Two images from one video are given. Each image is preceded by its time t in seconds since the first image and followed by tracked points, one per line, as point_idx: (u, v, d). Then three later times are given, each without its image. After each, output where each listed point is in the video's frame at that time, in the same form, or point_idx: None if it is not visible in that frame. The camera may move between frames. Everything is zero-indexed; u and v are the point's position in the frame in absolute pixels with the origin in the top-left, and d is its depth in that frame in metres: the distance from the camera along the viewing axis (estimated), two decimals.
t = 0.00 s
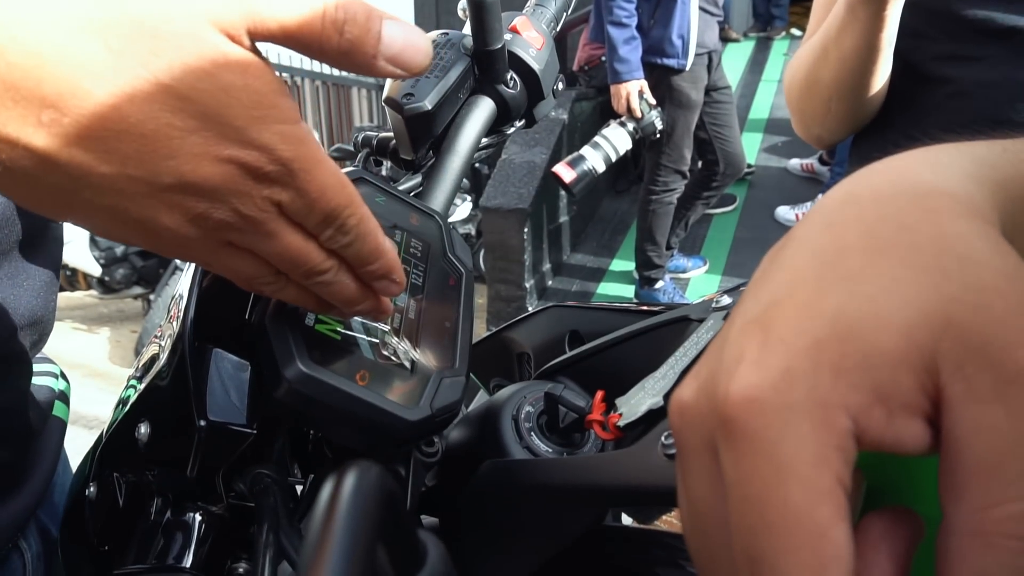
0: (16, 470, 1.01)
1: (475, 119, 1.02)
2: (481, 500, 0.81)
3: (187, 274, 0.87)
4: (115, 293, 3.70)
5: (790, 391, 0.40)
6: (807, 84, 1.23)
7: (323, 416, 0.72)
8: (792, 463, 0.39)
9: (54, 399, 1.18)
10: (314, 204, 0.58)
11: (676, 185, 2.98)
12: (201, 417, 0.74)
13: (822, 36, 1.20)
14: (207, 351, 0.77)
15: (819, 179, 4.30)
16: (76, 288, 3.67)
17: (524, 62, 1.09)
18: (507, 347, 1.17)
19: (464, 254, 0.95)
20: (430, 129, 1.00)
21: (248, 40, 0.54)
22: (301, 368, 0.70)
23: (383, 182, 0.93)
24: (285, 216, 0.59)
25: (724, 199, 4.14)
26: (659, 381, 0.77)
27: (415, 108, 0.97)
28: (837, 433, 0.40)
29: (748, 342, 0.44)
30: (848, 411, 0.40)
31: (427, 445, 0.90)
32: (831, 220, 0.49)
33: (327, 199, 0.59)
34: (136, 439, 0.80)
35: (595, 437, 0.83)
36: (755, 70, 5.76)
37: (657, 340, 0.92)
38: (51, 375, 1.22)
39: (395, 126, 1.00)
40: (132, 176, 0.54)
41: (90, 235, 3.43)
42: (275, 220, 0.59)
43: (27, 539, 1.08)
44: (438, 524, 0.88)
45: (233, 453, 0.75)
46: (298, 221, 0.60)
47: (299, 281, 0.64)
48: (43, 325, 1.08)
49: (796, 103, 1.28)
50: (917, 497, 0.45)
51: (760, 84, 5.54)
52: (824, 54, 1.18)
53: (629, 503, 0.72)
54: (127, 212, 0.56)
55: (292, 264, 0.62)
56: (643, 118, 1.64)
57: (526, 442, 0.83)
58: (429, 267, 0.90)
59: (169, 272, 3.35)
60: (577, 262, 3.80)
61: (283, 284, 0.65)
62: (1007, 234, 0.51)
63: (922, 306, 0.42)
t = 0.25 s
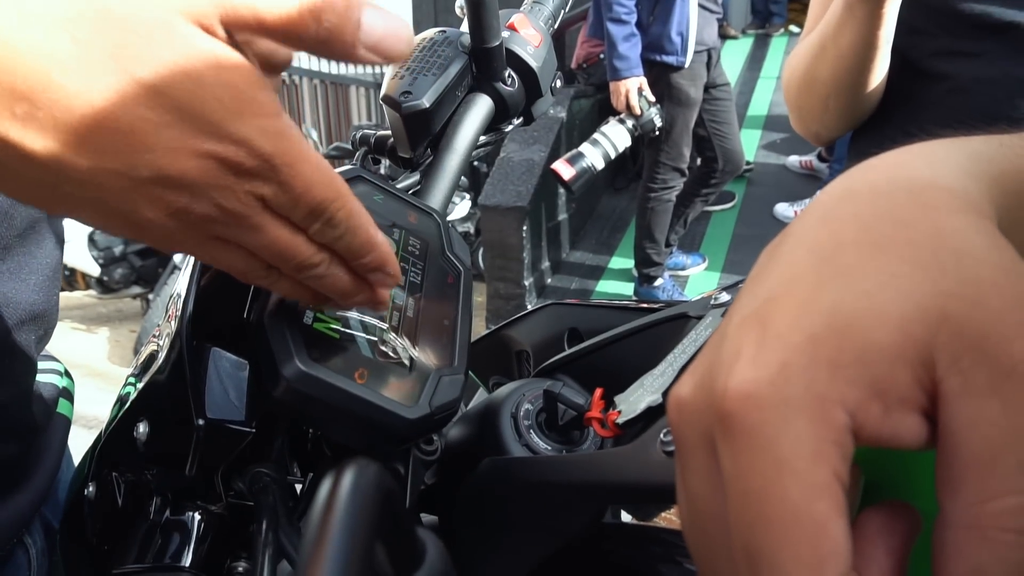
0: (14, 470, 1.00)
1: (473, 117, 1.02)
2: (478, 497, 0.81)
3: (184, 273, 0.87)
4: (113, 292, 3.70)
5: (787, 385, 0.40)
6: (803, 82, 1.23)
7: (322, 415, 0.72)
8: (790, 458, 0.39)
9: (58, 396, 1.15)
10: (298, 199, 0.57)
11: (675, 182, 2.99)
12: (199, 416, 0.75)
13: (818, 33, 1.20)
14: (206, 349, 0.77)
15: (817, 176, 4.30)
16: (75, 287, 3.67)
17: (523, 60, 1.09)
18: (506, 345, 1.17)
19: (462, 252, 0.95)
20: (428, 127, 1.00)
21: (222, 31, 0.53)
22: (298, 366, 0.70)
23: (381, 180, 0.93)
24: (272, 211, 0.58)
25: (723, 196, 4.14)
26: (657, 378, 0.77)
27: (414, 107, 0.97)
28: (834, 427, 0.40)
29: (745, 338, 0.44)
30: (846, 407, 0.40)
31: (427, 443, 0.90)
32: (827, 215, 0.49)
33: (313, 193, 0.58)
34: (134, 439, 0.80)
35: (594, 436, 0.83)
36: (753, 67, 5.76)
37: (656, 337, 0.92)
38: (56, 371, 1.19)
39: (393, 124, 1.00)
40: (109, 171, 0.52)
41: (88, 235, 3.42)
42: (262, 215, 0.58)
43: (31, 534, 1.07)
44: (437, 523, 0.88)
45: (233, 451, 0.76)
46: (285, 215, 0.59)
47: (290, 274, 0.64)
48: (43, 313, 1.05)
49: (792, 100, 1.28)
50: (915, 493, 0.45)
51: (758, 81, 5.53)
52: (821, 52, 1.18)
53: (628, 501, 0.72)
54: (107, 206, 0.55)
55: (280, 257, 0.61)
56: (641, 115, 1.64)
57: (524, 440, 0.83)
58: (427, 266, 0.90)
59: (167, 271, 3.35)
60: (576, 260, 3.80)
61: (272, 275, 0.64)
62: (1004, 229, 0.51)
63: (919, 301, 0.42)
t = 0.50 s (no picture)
0: (11, 468, 0.99)
1: (469, 115, 1.03)
2: (476, 495, 0.81)
3: (179, 271, 0.87)
4: (110, 291, 3.70)
5: (776, 378, 0.40)
6: (794, 76, 1.24)
7: (318, 412, 0.71)
8: (777, 451, 0.39)
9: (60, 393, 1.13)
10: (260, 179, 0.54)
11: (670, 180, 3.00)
12: (195, 416, 0.73)
13: (808, 27, 1.21)
14: (203, 348, 0.77)
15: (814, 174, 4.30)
16: (72, 286, 3.67)
17: (518, 57, 1.09)
18: (503, 343, 1.17)
19: (458, 250, 0.95)
20: (424, 124, 0.99)
21: None
22: (293, 364, 0.69)
23: (376, 178, 0.93)
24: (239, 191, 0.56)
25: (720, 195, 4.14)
26: (654, 376, 0.78)
27: (409, 104, 0.97)
28: (821, 421, 0.40)
29: (734, 331, 0.44)
30: (831, 399, 0.40)
31: (422, 441, 0.89)
32: (819, 207, 0.47)
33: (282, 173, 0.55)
34: (127, 437, 0.80)
35: (590, 433, 0.82)
36: (750, 66, 5.76)
37: (652, 334, 0.92)
38: (58, 369, 1.18)
39: (388, 122, 1.00)
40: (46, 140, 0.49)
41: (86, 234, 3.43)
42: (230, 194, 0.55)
43: (32, 531, 1.04)
44: (433, 520, 0.88)
45: (227, 450, 0.75)
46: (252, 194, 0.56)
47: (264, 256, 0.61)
48: (51, 314, 1.02)
49: (784, 94, 1.29)
50: (905, 486, 0.45)
51: (756, 80, 5.54)
52: (811, 47, 1.19)
53: (623, 498, 0.72)
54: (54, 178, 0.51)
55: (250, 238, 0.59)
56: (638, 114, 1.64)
57: (521, 438, 0.83)
58: (423, 263, 0.90)
59: (165, 270, 3.35)
60: (573, 259, 3.80)
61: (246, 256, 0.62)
62: (998, 223, 0.50)
63: (904, 290, 0.41)
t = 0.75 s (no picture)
0: (10, 469, 0.99)
1: (469, 114, 1.03)
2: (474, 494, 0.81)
3: (179, 270, 0.87)
4: (109, 289, 3.70)
5: (767, 378, 0.40)
6: (794, 74, 1.24)
7: (318, 411, 0.71)
8: (768, 450, 0.39)
9: (60, 392, 1.13)
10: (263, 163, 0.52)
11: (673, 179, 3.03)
12: (194, 414, 0.74)
13: (809, 26, 1.21)
14: (202, 347, 0.78)
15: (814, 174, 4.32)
16: (71, 285, 3.67)
17: (518, 56, 1.09)
18: (502, 342, 1.17)
19: (458, 249, 0.95)
20: (423, 123, 1.00)
21: None
22: (292, 362, 0.69)
23: (376, 177, 0.93)
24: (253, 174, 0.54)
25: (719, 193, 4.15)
26: (652, 375, 0.79)
27: (408, 103, 0.97)
28: (812, 419, 0.40)
29: (727, 330, 0.43)
30: (822, 398, 0.40)
31: (422, 441, 0.91)
32: (811, 208, 0.47)
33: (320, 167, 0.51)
34: (127, 436, 0.80)
35: (590, 432, 0.82)
36: (750, 65, 5.77)
37: (651, 334, 0.92)
38: (58, 369, 1.17)
39: (387, 120, 1.00)
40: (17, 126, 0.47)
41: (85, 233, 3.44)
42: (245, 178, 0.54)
43: (31, 532, 1.03)
44: (433, 520, 0.87)
45: (227, 448, 0.75)
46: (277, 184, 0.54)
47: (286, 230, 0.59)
48: (48, 314, 1.01)
49: (784, 93, 1.29)
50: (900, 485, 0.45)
51: (755, 78, 5.54)
52: (811, 46, 1.19)
53: (622, 498, 0.72)
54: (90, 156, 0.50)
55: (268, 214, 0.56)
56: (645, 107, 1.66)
57: (520, 437, 0.83)
58: (423, 262, 0.90)
59: (164, 269, 3.35)
60: (573, 257, 3.80)
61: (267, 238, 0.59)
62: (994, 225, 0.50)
63: (899, 290, 0.41)
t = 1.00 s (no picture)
0: (9, 470, 0.99)
1: (468, 113, 1.03)
2: (474, 493, 0.81)
3: (177, 270, 0.87)
4: (108, 289, 3.71)
5: (756, 358, 0.40)
6: (792, 73, 1.24)
7: (317, 411, 0.71)
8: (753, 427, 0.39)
9: (59, 394, 1.12)
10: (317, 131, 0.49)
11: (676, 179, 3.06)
12: (194, 413, 0.74)
13: (807, 25, 1.21)
14: (202, 347, 0.77)
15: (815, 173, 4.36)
16: (70, 285, 3.67)
17: (518, 55, 1.09)
18: (501, 342, 1.17)
19: (457, 249, 0.96)
20: (423, 123, 0.99)
21: None
22: (292, 362, 0.69)
23: (375, 177, 0.93)
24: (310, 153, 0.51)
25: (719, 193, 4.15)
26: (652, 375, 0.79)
27: (407, 102, 0.97)
28: (798, 399, 0.40)
29: (718, 315, 0.44)
30: (809, 377, 0.40)
31: (422, 440, 0.90)
32: (807, 198, 0.47)
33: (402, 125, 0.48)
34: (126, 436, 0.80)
35: (589, 432, 0.81)
36: (749, 65, 5.78)
37: (651, 333, 0.92)
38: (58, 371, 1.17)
39: (387, 119, 1.00)
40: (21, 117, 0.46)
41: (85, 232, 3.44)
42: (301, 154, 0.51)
43: (27, 534, 1.02)
44: (432, 518, 0.88)
45: (226, 448, 0.75)
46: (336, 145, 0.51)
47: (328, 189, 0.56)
48: (43, 318, 1.02)
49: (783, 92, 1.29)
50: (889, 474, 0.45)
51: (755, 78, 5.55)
52: (808, 45, 1.18)
53: (622, 498, 0.72)
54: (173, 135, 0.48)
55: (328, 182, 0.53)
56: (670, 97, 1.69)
57: (519, 436, 0.83)
58: (422, 261, 0.90)
59: (163, 268, 3.35)
60: (572, 257, 3.80)
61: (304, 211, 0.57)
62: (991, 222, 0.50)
63: (884, 273, 0.41)
